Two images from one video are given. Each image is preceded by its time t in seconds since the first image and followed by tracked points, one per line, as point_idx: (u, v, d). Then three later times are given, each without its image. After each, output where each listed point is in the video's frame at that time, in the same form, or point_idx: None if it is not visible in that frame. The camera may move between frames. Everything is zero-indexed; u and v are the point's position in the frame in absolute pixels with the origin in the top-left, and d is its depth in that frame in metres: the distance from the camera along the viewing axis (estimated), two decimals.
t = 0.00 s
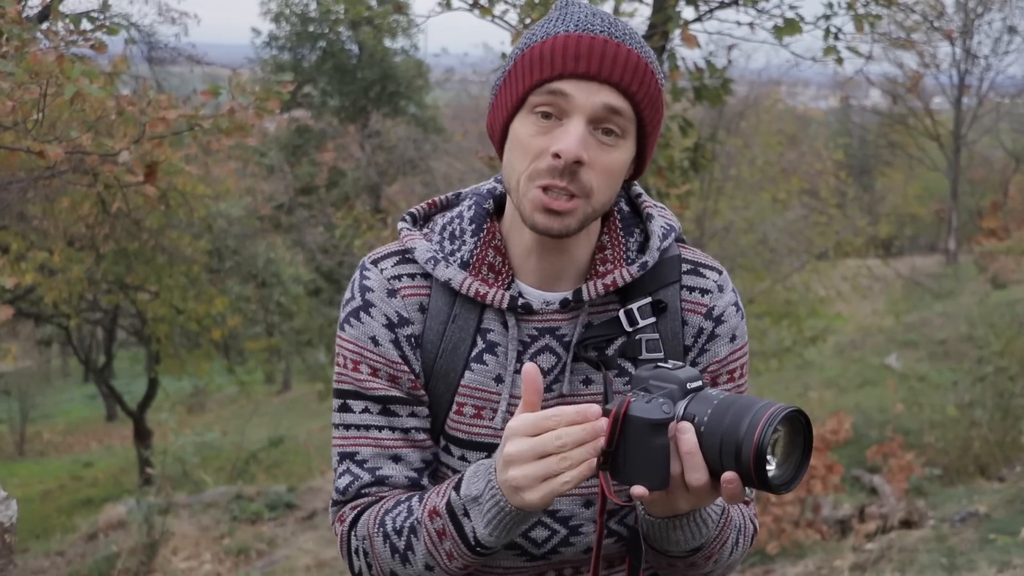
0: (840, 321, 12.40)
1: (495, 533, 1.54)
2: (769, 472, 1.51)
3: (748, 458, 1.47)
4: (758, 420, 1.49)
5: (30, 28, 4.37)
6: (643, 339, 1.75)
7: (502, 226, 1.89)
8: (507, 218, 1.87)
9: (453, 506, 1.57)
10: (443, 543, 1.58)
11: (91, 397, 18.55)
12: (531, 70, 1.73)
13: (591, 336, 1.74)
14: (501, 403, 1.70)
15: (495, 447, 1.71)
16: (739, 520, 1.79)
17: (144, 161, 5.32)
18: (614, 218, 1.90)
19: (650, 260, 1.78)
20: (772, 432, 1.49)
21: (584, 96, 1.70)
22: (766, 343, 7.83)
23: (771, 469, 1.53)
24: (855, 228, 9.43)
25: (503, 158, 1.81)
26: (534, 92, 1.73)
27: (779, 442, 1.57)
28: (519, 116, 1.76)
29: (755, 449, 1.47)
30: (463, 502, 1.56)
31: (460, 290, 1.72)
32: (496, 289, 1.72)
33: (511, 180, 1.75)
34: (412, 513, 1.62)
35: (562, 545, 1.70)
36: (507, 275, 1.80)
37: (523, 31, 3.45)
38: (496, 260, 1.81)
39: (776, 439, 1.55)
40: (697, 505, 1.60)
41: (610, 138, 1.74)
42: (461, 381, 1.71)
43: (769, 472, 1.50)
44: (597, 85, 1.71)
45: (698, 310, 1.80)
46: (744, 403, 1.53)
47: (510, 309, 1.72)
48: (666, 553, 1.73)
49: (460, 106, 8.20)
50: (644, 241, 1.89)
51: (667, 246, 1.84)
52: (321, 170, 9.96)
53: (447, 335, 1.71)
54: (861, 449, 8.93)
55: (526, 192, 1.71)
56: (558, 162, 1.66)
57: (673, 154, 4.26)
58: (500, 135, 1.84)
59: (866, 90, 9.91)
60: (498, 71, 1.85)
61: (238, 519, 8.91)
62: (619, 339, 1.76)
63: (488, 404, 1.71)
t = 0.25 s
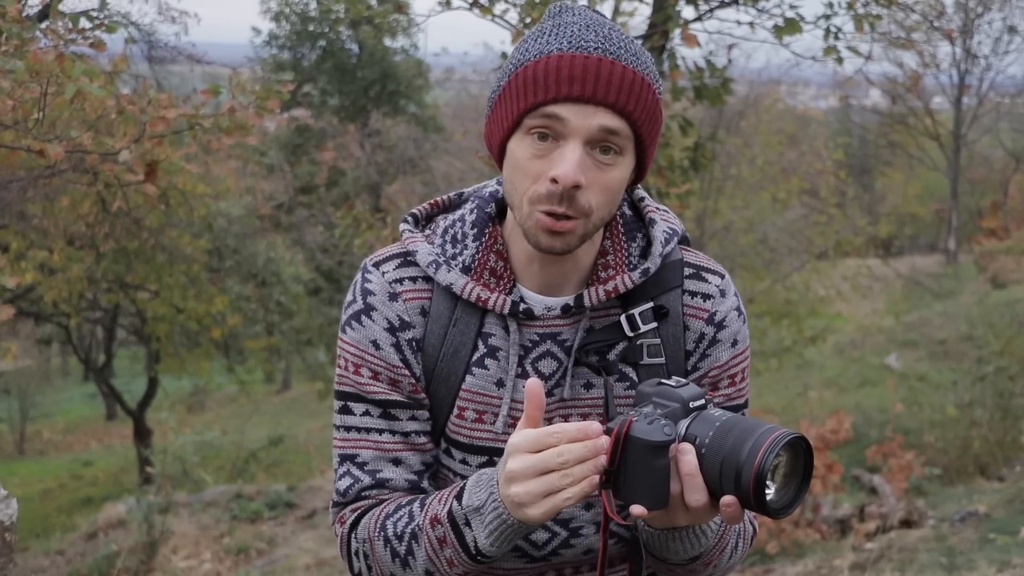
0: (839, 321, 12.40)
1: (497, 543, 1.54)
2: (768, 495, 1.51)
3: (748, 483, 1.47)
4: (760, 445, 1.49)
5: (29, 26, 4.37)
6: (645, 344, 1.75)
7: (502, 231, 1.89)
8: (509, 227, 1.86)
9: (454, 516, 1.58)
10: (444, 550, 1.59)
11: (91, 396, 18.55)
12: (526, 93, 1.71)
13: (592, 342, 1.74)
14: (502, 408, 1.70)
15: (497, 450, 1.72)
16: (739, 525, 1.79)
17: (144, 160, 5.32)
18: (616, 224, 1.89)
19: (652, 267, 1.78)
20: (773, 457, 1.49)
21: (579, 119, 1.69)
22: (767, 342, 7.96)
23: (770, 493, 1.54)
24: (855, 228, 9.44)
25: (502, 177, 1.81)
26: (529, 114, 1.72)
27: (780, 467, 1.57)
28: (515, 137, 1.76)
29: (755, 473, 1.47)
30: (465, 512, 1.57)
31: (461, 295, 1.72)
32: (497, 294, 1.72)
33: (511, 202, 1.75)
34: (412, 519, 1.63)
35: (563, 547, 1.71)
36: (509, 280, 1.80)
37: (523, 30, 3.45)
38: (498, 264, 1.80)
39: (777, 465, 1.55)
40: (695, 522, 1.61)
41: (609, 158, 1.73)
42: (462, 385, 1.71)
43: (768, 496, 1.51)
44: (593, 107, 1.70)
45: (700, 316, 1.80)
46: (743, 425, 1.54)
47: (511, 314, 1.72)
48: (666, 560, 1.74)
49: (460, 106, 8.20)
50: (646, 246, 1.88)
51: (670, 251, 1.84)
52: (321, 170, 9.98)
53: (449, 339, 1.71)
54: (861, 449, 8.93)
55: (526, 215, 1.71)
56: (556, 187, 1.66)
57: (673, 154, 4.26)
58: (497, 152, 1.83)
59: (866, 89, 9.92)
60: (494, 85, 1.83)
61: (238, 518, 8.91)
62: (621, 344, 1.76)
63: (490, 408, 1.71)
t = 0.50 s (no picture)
0: (839, 320, 12.41)
1: (495, 539, 1.54)
2: (766, 486, 1.51)
3: (746, 473, 1.47)
4: (757, 434, 1.49)
5: (29, 25, 4.37)
6: (645, 340, 1.76)
7: (502, 228, 1.90)
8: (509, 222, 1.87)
9: (451, 511, 1.58)
10: (439, 546, 1.59)
11: (91, 396, 18.54)
12: (532, 91, 1.71)
13: (592, 338, 1.74)
14: (501, 404, 1.70)
15: (495, 446, 1.71)
16: (740, 521, 1.79)
17: (144, 159, 5.32)
18: (616, 221, 1.90)
19: (651, 261, 1.78)
20: (771, 446, 1.49)
21: (587, 115, 1.69)
22: (766, 342, 7.92)
23: (769, 482, 1.54)
24: (855, 227, 9.44)
25: (506, 174, 1.80)
26: (536, 111, 1.71)
27: (777, 456, 1.57)
28: (520, 136, 1.75)
29: (754, 463, 1.47)
30: (461, 508, 1.57)
31: (460, 291, 1.72)
32: (497, 289, 1.72)
33: (518, 198, 1.74)
34: (408, 515, 1.63)
35: (564, 543, 1.70)
36: (508, 276, 1.80)
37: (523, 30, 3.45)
38: (496, 261, 1.80)
39: (774, 454, 1.56)
40: (695, 514, 1.61)
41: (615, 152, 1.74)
42: (459, 381, 1.71)
43: (766, 486, 1.51)
44: (599, 101, 1.70)
45: (700, 311, 1.80)
46: (740, 415, 1.54)
47: (511, 309, 1.72)
48: (667, 555, 1.74)
49: (460, 106, 8.20)
50: (645, 241, 1.89)
51: (669, 247, 1.84)
52: (321, 169, 9.98)
53: (446, 333, 1.72)
54: (861, 448, 8.93)
55: (535, 212, 1.71)
56: (567, 182, 1.66)
57: (674, 153, 4.25)
58: (498, 152, 1.83)
59: (866, 88, 9.92)
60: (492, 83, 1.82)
61: (238, 518, 8.91)
62: (621, 339, 1.77)
63: (488, 404, 1.71)
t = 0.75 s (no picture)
0: (840, 321, 12.40)
1: (439, 500, 1.38)
2: (768, 476, 1.51)
3: (747, 464, 1.48)
4: (758, 425, 1.50)
5: (31, 24, 4.37)
6: (649, 331, 1.75)
7: (504, 222, 1.91)
8: (509, 214, 1.88)
9: (402, 474, 1.43)
10: (390, 514, 1.43)
11: (92, 395, 18.55)
12: (509, 70, 1.73)
13: (596, 330, 1.73)
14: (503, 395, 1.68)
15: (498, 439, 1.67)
16: (742, 514, 1.79)
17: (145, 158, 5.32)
18: (617, 215, 1.91)
19: (654, 253, 1.78)
20: (772, 438, 1.50)
21: (565, 85, 1.70)
22: (767, 342, 7.92)
23: (770, 474, 1.54)
24: (856, 227, 9.43)
25: (497, 160, 1.81)
26: (517, 89, 1.73)
27: (777, 448, 1.58)
28: (506, 117, 1.77)
29: (755, 453, 1.47)
30: (409, 468, 1.42)
31: (464, 282, 1.72)
32: (499, 281, 1.73)
33: (508, 180, 1.74)
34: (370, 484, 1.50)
35: (564, 535, 1.70)
36: (511, 269, 1.80)
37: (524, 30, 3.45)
38: (499, 254, 1.81)
39: (775, 445, 1.56)
40: (697, 507, 1.61)
41: (598, 121, 1.74)
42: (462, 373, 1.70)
43: (768, 477, 1.51)
44: (575, 72, 1.71)
45: (701, 303, 1.80)
46: (730, 407, 1.55)
47: (513, 300, 1.73)
48: (669, 548, 1.73)
49: (461, 105, 8.19)
50: (647, 235, 1.89)
51: (670, 240, 1.84)
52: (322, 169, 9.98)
53: (449, 326, 1.71)
54: (862, 449, 8.92)
55: (525, 188, 1.71)
56: (552, 152, 1.66)
57: (674, 153, 4.25)
58: (490, 139, 1.85)
59: (867, 89, 9.92)
60: (477, 76, 1.84)
61: (238, 517, 8.91)
62: (625, 332, 1.76)
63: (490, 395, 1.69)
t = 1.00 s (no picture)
0: (841, 321, 12.40)
1: (385, 350, 1.49)
2: (771, 462, 1.51)
3: (750, 449, 1.47)
4: (760, 410, 1.50)
5: (32, 25, 4.38)
6: (647, 325, 1.75)
7: (503, 216, 1.91)
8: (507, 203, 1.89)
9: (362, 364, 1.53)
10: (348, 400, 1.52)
11: (93, 396, 18.55)
12: (508, 50, 1.76)
13: (595, 322, 1.74)
14: (503, 386, 1.68)
15: (499, 428, 1.67)
16: (740, 507, 1.79)
17: (146, 158, 5.32)
18: (615, 208, 1.91)
19: (653, 244, 1.78)
20: (774, 423, 1.50)
21: (559, 64, 1.72)
22: (768, 342, 7.93)
23: (773, 458, 1.54)
24: (857, 228, 9.43)
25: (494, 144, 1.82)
26: (513, 68, 1.76)
27: (781, 433, 1.57)
28: (503, 98, 1.79)
29: (758, 438, 1.47)
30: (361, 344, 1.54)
31: (463, 273, 1.75)
32: (499, 273, 1.75)
33: (502, 161, 1.74)
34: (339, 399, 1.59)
35: (564, 528, 1.69)
36: (510, 262, 1.81)
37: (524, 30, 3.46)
38: (499, 247, 1.83)
39: (778, 430, 1.56)
40: (700, 495, 1.60)
41: (591, 103, 1.75)
42: (462, 365, 1.69)
43: (771, 462, 1.51)
44: (570, 53, 1.74)
45: (699, 297, 1.80)
46: (736, 393, 1.54)
47: (513, 292, 1.74)
48: (670, 540, 1.73)
49: (462, 106, 8.19)
50: (645, 228, 1.88)
51: (668, 234, 1.84)
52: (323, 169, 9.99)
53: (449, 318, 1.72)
54: (863, 449, 8.92)
55: (517, 165, 1.70)
56: (543, 127, 1.67)
57: (675, 153, 4.25)
58: (489, 121, 1.88)
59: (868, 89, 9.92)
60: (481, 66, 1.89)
61: (240, 518, 8.91)
62: (623, 325, 1.76)
63: (489, 387, 1.69)
